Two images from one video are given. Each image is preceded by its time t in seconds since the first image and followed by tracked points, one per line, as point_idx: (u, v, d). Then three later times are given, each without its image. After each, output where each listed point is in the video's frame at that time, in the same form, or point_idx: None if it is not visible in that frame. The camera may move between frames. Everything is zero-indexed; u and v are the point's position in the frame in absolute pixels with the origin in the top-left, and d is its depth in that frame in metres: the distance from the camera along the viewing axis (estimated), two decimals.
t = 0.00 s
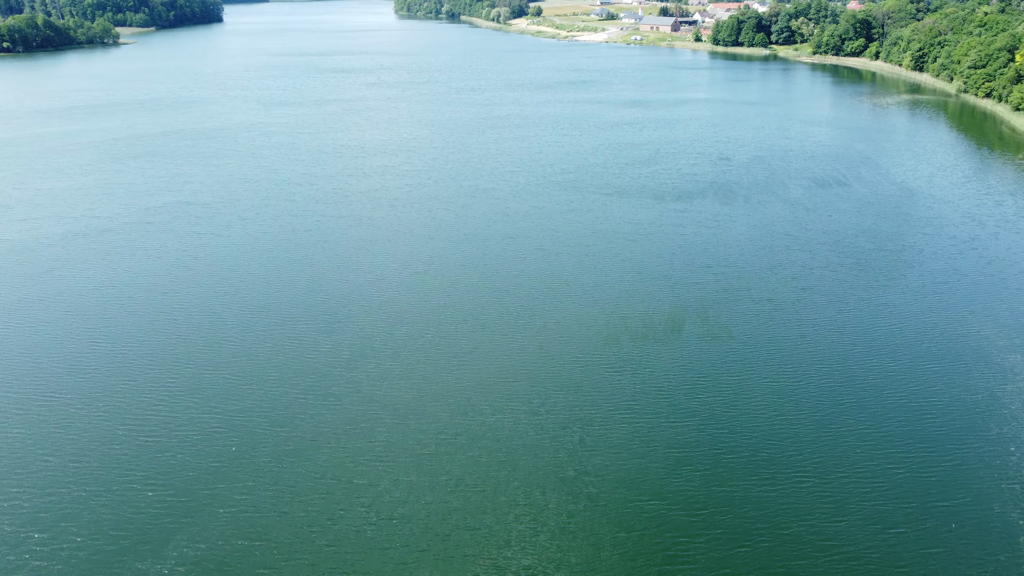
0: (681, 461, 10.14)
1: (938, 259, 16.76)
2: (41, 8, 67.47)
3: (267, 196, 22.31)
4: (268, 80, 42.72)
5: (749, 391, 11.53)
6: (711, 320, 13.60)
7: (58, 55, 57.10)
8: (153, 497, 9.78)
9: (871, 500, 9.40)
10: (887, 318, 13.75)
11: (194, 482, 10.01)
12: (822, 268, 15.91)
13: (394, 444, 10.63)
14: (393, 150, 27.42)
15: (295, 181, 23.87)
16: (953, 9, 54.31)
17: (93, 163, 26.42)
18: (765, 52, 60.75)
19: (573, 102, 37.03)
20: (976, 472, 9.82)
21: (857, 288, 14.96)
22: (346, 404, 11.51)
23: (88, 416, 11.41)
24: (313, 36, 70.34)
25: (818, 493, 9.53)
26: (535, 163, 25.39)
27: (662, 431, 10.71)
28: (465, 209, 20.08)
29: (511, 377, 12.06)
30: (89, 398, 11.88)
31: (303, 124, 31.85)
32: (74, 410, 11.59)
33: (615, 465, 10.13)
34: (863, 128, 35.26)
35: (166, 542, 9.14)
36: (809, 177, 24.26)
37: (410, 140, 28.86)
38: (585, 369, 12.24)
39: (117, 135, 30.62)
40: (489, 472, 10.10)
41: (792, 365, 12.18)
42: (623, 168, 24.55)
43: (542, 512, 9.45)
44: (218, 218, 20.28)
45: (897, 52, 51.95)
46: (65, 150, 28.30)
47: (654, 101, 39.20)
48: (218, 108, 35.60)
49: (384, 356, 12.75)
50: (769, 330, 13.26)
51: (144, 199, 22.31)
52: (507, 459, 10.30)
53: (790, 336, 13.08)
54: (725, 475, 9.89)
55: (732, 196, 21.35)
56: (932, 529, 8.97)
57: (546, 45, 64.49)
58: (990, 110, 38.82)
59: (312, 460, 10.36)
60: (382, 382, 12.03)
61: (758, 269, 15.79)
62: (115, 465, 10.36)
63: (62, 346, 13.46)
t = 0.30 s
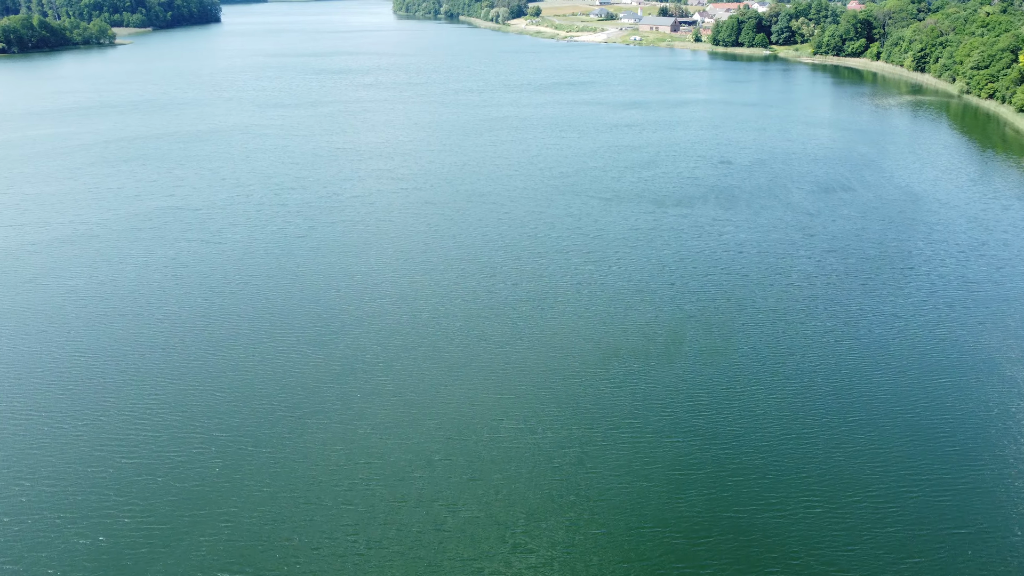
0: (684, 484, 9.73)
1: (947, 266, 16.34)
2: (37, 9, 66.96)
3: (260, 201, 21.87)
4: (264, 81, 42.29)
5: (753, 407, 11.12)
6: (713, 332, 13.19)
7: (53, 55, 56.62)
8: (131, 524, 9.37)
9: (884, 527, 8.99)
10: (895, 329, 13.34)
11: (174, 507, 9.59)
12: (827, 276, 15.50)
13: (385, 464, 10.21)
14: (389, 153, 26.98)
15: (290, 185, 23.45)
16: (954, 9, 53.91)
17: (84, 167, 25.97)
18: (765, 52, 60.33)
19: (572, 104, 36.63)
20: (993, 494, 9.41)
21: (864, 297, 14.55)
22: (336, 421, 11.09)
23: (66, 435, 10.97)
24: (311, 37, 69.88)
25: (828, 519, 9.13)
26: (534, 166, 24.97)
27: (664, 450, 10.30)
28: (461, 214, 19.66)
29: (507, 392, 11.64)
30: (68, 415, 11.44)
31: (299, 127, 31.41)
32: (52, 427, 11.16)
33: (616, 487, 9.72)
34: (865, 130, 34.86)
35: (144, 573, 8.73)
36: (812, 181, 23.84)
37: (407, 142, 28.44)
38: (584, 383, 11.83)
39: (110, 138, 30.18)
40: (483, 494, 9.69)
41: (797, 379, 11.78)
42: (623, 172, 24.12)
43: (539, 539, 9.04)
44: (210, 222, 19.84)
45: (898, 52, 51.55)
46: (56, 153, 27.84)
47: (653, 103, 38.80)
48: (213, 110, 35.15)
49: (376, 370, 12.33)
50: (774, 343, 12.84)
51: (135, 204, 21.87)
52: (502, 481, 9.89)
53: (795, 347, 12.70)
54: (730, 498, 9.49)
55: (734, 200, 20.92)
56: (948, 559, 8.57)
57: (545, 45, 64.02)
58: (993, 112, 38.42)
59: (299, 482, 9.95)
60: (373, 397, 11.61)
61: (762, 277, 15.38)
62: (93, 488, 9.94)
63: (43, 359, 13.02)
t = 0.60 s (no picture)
0: (690, 510, 9.31)
1: (956, 274, 15.90)
2: (34, 10, 66.46)
3: (252, 204, 21.40)
4: (261, 83, 41.83)
5: (759, 426, 10.69)
6: (717, 347, 12.74)
7: (49, 58, 55.76)
8: (107, 553, 8.96)
9: (899, 558, 8.60)
10: (905, 341, 12.93)
11: (154, 535, 9.18)
12: (834, 286, 15.09)
13: (376, 488, 9.79)
14: (386, 156, 26.54)
15: (284, 188, 22.99)
16: (957, 10, 53.47)
17: (74, 170, 25.51)
18: (765, 52, 59.88)
19: (571, 106, 36.19)
20: (1012, 520, 9.01)
21: (872, 307, 14.13)
22: (324, 440, 10.66)
23: (43, 455, 10.53)
24: (309, 37, 69.38)
25: (840, 548, 8.73)
26: (532, 170, 24.53)
27: (667, 472, 9.91)
28: (458, 218, 19.21)
29: (503, 410, 11.23)
30: (46, 433, 11.00)
31: (294, 129, 30.96)
32: (29, 447, 10.72)
33: (618, 513, 9.31)
34: (868, 132, 34.43)
35: None
36: (816, 185, 23.41)
37: (404, 145, 27.99)
38: (582, 400, 11.41)
39: (103, 140, 29.71)
40: (480, 520, 9.28)
41: (804, 394, 11.38)
42: (623, 175, 23.68)
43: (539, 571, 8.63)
44: (201, 226, 19.38)
45: (900, 54, 51.07)
46: (47, 156, 27.38)
47: (653, 104, 38.35)
48: (208, 111, 34.67)
49: (367, 385, 11.90)
50: (780, 357, 12.41)
51: (125, 208, 21.41)
52: (499, 506, 9.48)
53: (802, 361, 12.30)
54: (738, 525, 9.07)
55: (737, 205, 20.48)
56: None
57: (544, 46, 63.53)
58: (998, 114, 37.97)
59: (285, 507, 9.53)
60: (364, 415, 11.18)
61: (766, 286, 14.96)
62: (69, 514, 9.51)
63: (22, 372, 12.58)
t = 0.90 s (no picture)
0: (698, 538, 8.92)
1: (967, 282, 15.46)
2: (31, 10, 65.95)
3: (245, 208, 20.95)
4: (258, 84, 41.39)
5: (768, 445, 10.29)
6: (723, 360, 12.31)
7: (45, 58, 55.28)
8: None
9: None
10: (917, 354, 12.50)
11: (134, 564, 8.75)
12: (842, 295, 14.63)
13: (369, 512, 9.37)
14: (383, 159, 26.06)
15: (279, 191, 22.52)
16: (960, 9, 52.95)
17: (66, 173, 25.06)
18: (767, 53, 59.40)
19: (572, 107, 35.72)
20: None
21: (883, 319, 13.68)
22: (314, 460, 10.23)
23: (20, 476, 10.11)
24: (307, 38, 68.87)
25: None
26: (532, 172, 24.07)
27: (673, 496, 9.51)
28: (455, 223, 18.76)
29: (502, 427, 10.82)
30: (24, 452, 10.57)
31: (291, 131, 30.48)
32: (6, 467, 10.29)
33: (623, 541, 8.92)
34: (873, 134, 33.97)
35: None
36: (822, 189, 22.94)
37: (401, 148, 27.53)
38: (584, 417, 10.99)
39: (96, 142, 29.24)
40: (478, 548, 8.87)
41: (815, 411, 10.95)
42: (625, 179, 23.21)
43: None
44: (192, 230, 18.89)
45: (903, 54, 50.60)
46: (38, 158, 26.92)
47: (655, 106, 37.87)
48: (204, 113, 34.19)
49: (359, 401, 11.46)
50: (788, 371, 11.99)
51: (116, 212, 20.92)
52: (498, 533, 9.07)
53: (811, 375, 11.87)
54: (749, 556, 8.68)
55: (741, 210, 20.01)
56: None
57: (544, 46, 63.07)
58: (1002, 115, 37.52)
59: (273, 534, 9.09)
60: (356, 433, 10.75)
61: (772, 296, 14.52)
62: (45, 541, 9.09)
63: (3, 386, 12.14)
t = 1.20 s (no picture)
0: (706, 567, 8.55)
1: (979, 291, 15.04)
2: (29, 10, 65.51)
3: (239, 211, 20.52)
4: (256, 85, 40.97)
5: (778, 464, 9.90)
6: (729, 373, 11.89)
7: (42, 58, 54.83)
8: None
9: None
10: (931, 367, 12.08)
11: None
12: (851, 305, 14.20)
13: (361, 537, 8.97)
14: (381, 161, 25.62)
15: (274, 195, 22.08)
16: (964, 10, 52.44)
17: (58, 176, 24.63)
18: (769, 53, 58.93)
19: (572, 109, 35.29)
20: None
21: (895, 330, 13.26)
22: (304, 481, 9.82)
23: None
24: (307, 38, 68.41)
25: None
26: (532, 176, 23.64)
27: (679, 519, 9.13)
28: (453, 228, 18.32)
29: (500, 445, 10.41)
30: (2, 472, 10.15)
31: (287, 133, 30.04)
32: None
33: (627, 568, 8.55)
34: (877, 135, 33.51)
35: None
36: (827, 193, 22.48)
37: (399, 150, 27.11)
38: (586, 434, 10.58)
39: (90, 144, 28.78)
40: None
41: (826, 428, 10.56)
42: (626, 182, 22.78)
43: None
44: (184, 235, 18.44)
45: (906, 55, 50.14)
46: (30, 161, 26.48)
47: (657, 107, 37.43)
48: (200, 115, 33.76)
49: (352, 417, 11.04)
50: (796, 384, 11.58)
51: (107, 216, 20.47)
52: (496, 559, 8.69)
53: (822, 389, 11.46)
54: None
55: (745, 215, 19.56)
56: None
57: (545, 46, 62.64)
58: (1008, 117, 37.06)
59: (260, 561, 8.70)
60: (349, 451, 10.33)
61: (779, 306, 14.10)
62: (21, 568, 8.68)
63: None
